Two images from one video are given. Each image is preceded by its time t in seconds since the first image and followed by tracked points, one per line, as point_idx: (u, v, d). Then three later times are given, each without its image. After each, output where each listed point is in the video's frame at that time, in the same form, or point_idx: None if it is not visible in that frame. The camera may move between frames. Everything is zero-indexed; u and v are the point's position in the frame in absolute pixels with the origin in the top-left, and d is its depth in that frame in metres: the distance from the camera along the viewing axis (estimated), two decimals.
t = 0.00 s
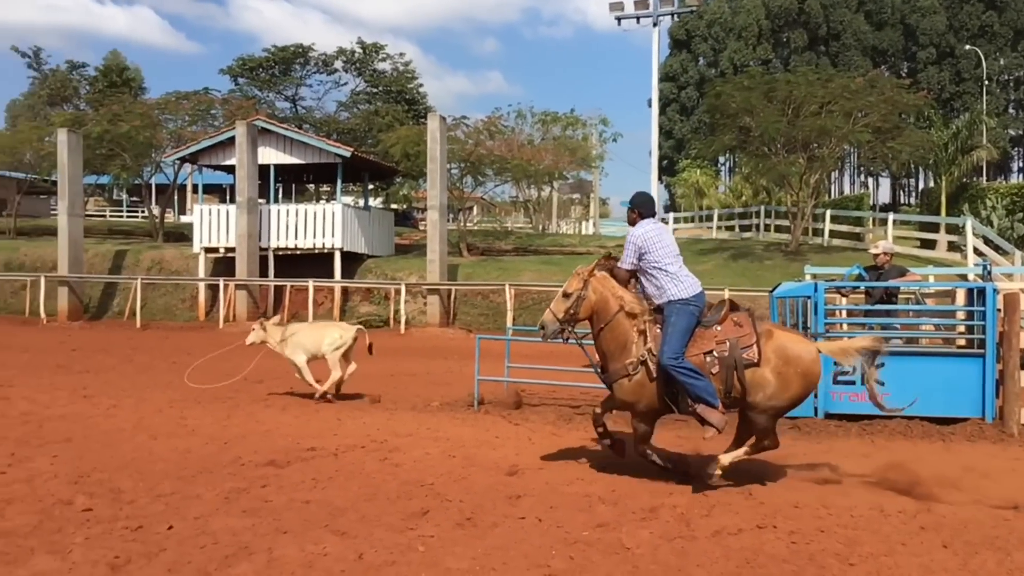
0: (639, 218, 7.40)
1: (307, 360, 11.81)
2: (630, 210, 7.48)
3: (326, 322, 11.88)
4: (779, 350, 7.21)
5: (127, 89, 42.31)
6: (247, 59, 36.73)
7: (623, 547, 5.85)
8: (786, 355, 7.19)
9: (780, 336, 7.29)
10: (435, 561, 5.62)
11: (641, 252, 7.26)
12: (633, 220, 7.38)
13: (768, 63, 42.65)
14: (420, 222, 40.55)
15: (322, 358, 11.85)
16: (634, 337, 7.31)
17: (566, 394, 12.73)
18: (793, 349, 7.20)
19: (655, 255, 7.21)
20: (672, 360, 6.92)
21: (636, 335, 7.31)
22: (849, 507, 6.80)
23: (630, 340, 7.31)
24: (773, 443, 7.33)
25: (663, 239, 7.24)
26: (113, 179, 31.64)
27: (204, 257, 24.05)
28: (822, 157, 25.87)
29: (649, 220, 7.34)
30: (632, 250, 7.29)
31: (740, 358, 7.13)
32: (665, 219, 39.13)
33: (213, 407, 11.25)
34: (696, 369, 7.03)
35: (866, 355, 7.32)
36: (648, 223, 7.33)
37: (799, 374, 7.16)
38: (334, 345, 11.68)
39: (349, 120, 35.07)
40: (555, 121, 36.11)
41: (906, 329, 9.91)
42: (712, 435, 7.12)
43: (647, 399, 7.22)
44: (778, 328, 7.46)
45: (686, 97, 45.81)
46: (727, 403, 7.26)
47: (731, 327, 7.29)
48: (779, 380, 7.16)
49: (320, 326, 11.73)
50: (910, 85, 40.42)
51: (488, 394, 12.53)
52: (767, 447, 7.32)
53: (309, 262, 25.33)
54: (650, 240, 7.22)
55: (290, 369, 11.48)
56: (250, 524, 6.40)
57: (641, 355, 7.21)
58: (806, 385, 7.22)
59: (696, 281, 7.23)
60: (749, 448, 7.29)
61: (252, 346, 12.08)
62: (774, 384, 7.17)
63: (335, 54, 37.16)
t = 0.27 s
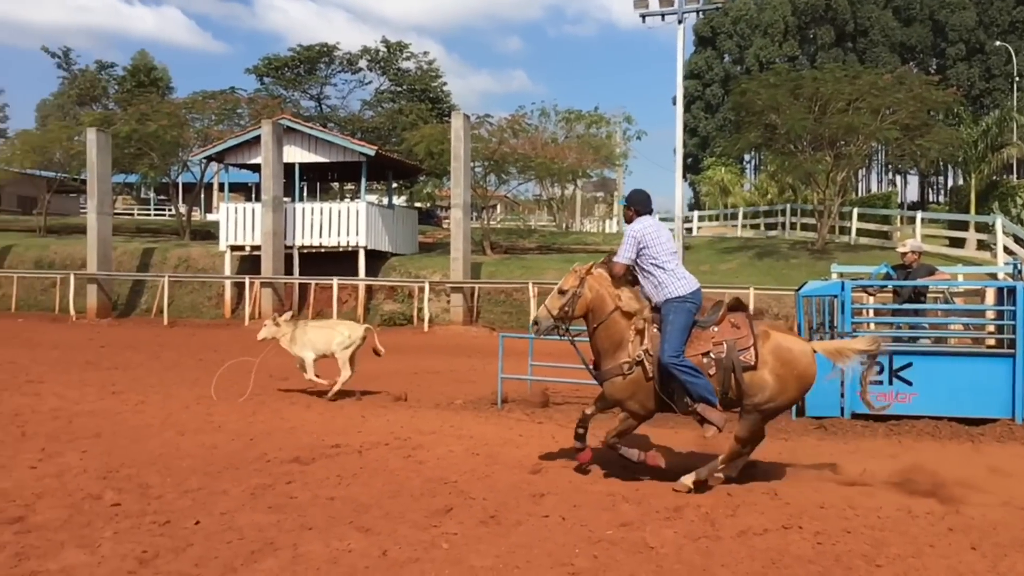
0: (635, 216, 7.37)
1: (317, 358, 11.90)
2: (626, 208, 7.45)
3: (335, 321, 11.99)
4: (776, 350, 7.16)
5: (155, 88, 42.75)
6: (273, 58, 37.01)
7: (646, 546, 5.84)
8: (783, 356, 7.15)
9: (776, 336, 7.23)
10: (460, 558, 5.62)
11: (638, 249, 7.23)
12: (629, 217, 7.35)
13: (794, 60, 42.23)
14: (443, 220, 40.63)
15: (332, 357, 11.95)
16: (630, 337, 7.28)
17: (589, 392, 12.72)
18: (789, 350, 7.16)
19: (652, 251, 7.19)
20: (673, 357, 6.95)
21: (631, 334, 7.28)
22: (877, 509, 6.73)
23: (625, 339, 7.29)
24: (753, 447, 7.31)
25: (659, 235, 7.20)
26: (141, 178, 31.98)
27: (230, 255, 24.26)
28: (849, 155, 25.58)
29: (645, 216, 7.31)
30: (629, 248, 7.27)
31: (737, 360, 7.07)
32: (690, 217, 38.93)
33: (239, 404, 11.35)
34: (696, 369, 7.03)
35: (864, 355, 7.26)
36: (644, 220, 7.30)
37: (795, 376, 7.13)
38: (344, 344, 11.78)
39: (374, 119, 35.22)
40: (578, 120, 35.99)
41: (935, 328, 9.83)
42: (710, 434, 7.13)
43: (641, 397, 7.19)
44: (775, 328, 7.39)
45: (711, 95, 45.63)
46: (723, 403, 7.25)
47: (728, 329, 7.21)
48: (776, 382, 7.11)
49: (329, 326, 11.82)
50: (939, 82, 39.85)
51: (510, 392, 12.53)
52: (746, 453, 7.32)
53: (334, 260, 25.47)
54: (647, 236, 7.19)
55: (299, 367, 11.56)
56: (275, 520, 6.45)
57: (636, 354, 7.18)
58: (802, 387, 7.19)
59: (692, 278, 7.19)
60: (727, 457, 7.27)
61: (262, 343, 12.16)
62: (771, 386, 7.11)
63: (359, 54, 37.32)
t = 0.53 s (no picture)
0: (631, 214, 7.30)
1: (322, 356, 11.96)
2: (622, 206, 7.37)
3: (343, 321, 12.08)
4: (769, 352, 7.10)
5: (180, 88, 43.16)
6: (297, 58, 37.25)
7: (669, 546, 5.82)
8: (777, 359, 7.08)
9: (770, 337, 7.17)
10: (481, 556, 5.64)
11: (635, 248, 7.15)
12: (625, 215, 7.25)
13: (820, 57, 41.84)
14: (466, 219, 40.70)
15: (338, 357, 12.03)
16: (623, 335, 7.29)
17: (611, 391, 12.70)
18: (784, 351, 7.09)
19: (650, 250, 7.14)
20: (670, 357, 6.92)
21: (625, 333, 7.31)
22: (902, 509, 6.66)
23: (618, 337, 7.31)
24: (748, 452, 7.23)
25: (658, 234, 7.16)
26: (167, 177, 32.28)
27: (254, 253, 24.45)
28: (875, 152, 25.30)
29: (642, 214, 7.25)
30: (625, 247, 7.14)
31: (731, 364, 7.01)
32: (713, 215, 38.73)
33: (263, 401, 11.44)
34: (693, 368, 7.00)
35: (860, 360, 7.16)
36: (641, 217, 7.24)
37: (790, 378, 7.05)
38: (353, 344, 11.87)
39: (396, 118, 35.35)
40: (601, 118, 35.80)
41: (962, 328, 9.74)
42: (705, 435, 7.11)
43: (633, 395, 7.21)
44: (768, 329, 7.34)
45: (735, 92, 45.41)
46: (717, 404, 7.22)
47: (723, 331, 7.15)
48: (770, 385, 7.03)
49: (339, 325, 11.90)
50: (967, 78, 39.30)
51: (531, 391, 12.53)
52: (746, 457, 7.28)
53: (357, 258, 25.59)
54: (646, 233, 7.13)
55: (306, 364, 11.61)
56: (299, 516, 6.50)
57: (630, 353, 7.16)
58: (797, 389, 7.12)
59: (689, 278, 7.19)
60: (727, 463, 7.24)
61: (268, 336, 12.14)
62: (767, 389, 7.03)
63: (382, 52, 37.47)
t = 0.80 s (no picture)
0: (627, 214, 7.28)
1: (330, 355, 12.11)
2: (617, 206, 7.36)
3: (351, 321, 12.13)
4: (760, 355, 7.08)
5: (203, 87, 43.50)
6: (319, 57, 37.43)
7: (690, 546, 5.79)
8: (767, 360, 7.06)
9: (760, 338, 7.16)
10: (502, 554, 5.64)
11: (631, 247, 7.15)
12: (620, 215, 7.26)
13: (844, 54, 41.42)
14: (487, 217, 40.71)
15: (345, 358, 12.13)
16: (612, 334, 7.28)
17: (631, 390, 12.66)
18: (773, 353, 7.08)
19: (645, 249, 7.12)
20: (664, 357, 6.91)
21: (614, 332, 7.28)
22: (926, 511, 6.59)
23: (609, 335, 7.29)
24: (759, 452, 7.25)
25: (654, 234, 7.15)
26: (190, 175, 32.55)
27: (277, 252, 24.60)
28: (900, 150, 25.00)
29: (637, 214, 7.24)
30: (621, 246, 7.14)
31: (722, 366, 6.99)
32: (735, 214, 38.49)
33: (285, 398, 11.51)
34: (687, 367, 6.98)
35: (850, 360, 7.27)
36: (637, 218, 7.22)
37: (780, 378, 7.03)
38: (361, 343, 11.90)
39: (417, 117, 35.44)
40: (622, 116, 35.61)
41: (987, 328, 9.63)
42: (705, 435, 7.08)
43: (621, 394, 7.14)
44: (758, 330, 7.32)
45: (757, 90, 45.13)
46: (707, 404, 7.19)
47: (714, 334, 7.12)
48: (760, 386, 7.01)
49: (348, 325, 11.96)
50: (994, 75, 38.78)
51: (552, 389, 12.51)
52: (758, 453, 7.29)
53: (378, 257, 25.68)
54: (641, 233, 7.13)
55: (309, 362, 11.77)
56: (321, 513, 6.53)
57: (618, 351, 7.13)
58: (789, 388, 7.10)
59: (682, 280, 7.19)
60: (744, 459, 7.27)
61: (279, 334, 12.38)
62: (758, 390, 7.01)
63: (403, 51, 37.56)
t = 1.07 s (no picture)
0: (622, 214, 7.15)
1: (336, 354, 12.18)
2: (613, 204, 7.23)
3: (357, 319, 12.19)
4: (749, 352, 7.08)
5: (226, 87, 43.83)
6: (340, 56, 37.58)
7: (712, 545, 5.76)
8: (756, 357, 7.07)
9: (748, 335, 7.17)
10: (523, 552, 5.65)
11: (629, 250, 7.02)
12: (616, 215, 7.12)
13: (867, 50, 41.01)
14: (507, 215, 40.73)
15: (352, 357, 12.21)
16: (602, 333, 7.27)
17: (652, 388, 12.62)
18: (762, 349, 7.09)
19: (643, 252, 7.02)
20: (655, 358, 6.89)
21: (605, 332, 7.27)
22: (950, 511, 6.52)
23: (600, 334, 7.27)
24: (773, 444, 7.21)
25: (651, 235, 7.04)
26: (213, 174, 32.79)
27: (298, 250, 24.74)
28: (924, 147, 24.72)
29: (633, 214, 7.11)
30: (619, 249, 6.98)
31: (712, 365, 6.99)
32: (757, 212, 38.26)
33: (306, 395, 11.58)
34: (677, 369, 6.97)
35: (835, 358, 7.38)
36: (633, 218, 7.09)
37: (769, 373, 7.03)
38: (369, 342, 12.01)
39: (437, 115, 35.52)
40: (643, 113, 35.45)
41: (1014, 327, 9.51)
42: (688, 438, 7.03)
43: (609, 393, 7.11)
44: (746, 327, 7.33)
45: (779, 87, 44.82)
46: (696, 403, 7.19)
47: (703, 333, 7.13)
48: (752, 383, 7.01)
49: (356, 324, 12.02)
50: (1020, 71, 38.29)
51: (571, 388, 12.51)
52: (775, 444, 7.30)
53: (398, 255, 25.76)
54: (639, 234, 7.00)
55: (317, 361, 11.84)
56: (342, 510, 6.56)
57: (608, 351, 7.12)
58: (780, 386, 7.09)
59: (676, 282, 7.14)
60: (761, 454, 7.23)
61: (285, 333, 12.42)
62: (748, 387, 7.01)
63: (424, 50, 37.62)
